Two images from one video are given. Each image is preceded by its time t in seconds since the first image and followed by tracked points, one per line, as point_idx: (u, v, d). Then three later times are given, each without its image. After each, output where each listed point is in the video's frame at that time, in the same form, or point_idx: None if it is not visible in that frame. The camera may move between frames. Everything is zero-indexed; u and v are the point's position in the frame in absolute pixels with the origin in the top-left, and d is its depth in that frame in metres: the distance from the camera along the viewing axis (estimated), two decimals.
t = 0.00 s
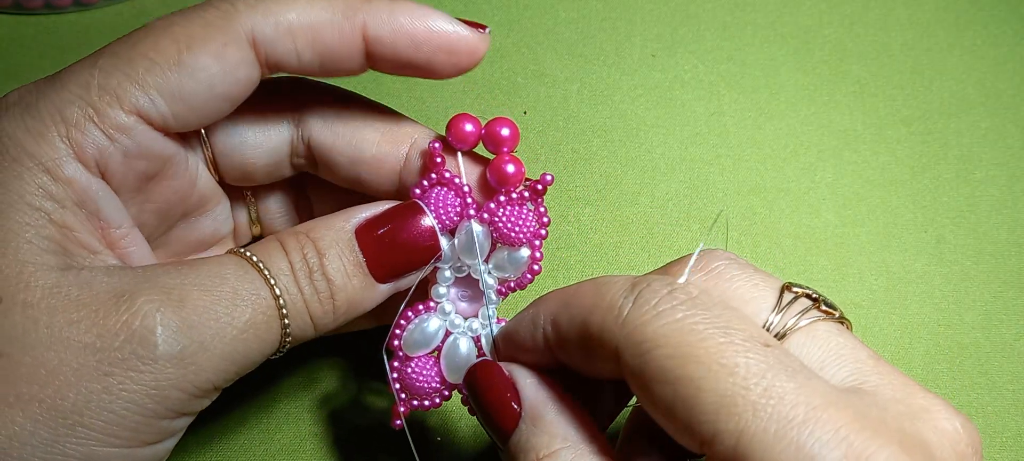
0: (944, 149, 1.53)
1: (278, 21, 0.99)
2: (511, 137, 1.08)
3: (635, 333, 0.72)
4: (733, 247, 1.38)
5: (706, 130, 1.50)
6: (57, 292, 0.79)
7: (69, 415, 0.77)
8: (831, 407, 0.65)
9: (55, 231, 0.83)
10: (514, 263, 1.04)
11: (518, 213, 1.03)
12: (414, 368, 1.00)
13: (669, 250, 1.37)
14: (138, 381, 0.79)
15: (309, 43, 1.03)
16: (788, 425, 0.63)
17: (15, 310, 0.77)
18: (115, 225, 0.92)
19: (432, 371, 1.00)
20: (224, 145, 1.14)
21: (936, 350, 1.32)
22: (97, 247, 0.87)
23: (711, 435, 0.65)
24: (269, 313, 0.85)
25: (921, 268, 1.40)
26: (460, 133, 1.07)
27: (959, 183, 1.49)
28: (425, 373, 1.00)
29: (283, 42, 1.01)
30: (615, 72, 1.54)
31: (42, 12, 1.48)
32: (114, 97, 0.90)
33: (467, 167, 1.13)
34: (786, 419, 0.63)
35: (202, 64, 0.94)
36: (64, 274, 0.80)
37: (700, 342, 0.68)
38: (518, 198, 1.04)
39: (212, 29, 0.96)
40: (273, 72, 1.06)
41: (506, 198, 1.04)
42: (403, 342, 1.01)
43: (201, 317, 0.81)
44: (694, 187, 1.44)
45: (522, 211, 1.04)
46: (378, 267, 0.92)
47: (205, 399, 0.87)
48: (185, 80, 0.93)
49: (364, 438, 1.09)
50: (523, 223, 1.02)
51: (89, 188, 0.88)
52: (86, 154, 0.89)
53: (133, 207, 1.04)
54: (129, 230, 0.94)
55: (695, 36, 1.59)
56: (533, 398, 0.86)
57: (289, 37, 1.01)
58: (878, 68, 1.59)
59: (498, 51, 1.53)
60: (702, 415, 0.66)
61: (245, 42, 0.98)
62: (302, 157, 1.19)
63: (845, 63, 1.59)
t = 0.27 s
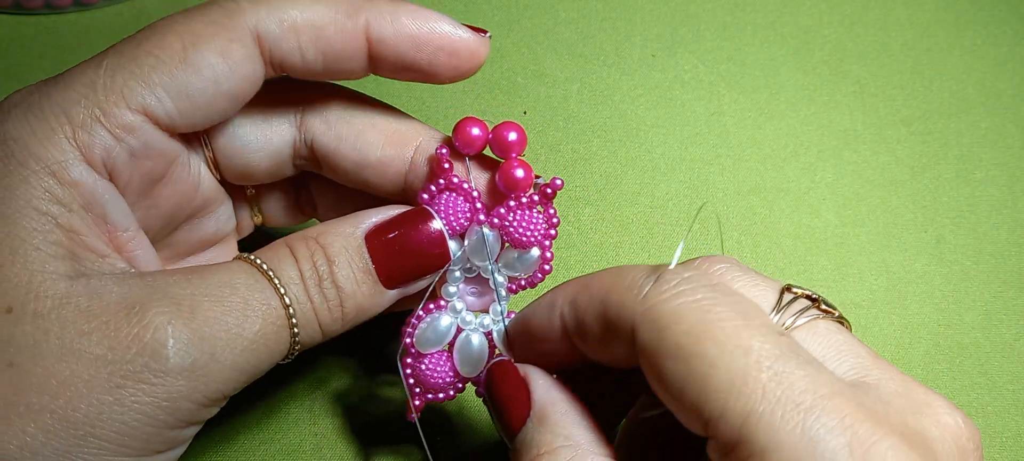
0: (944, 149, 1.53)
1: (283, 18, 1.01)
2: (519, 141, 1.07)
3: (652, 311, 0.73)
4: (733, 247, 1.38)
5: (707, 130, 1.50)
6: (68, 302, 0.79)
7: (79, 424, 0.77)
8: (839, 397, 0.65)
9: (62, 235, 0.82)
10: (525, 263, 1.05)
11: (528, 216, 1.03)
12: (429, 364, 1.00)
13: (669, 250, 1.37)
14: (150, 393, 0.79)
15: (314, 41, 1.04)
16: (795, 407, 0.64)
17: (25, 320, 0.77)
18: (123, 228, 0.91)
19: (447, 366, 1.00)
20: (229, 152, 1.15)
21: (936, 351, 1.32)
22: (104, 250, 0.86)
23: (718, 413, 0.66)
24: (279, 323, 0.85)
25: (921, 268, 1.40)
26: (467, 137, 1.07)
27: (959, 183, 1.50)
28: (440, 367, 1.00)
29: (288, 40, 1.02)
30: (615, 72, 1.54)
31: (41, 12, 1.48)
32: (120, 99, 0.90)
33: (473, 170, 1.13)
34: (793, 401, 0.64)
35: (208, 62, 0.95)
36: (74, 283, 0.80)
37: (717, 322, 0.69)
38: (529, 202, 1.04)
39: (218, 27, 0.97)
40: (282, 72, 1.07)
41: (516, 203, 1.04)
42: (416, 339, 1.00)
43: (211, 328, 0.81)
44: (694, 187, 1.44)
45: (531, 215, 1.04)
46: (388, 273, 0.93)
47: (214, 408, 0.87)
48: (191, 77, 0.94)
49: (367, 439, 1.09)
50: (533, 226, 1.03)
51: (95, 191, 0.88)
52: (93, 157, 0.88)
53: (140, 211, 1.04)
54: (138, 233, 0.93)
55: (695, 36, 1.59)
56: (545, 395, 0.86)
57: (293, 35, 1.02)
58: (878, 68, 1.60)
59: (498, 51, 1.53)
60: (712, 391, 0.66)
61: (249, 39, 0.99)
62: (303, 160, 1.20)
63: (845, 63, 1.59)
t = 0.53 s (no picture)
0: (944, 149, 1.53)
1: (311, 62, 1.02)
2: (526, 149, 1.08)
3: (677, 292, 0.76)
4: (733, 247, 1.39)
5: (707, 130, 1.50)
6: (80, 310, 0.79)
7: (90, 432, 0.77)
8: (860, 378, 0.68)
9: (72, 243, 0.82)
10: (534, 268, 1.05)
11: (536, 222, 1.04)
12: (440, 369, 1.00)
13: (669, 250, 1.37)
14: (162, 402, 0.79)
15: (343, 86, 1.04)
16: (814, 384, 0.66)
17: (39, 328, 0.77)
18: (133, 237, 0.92)
19: (458, 370, 1.00)
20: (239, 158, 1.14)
21: (936, 351, 1.32)
22: (116, 257, 0.86)
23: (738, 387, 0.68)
24: (290, 331, 0.85)
25: (921, 268, 1.41)
26: (474, 146, 1.08)
27: (959, 183, 1.50)
28: (451, 372, 1.00)
29: (316, 84, 1.02)
30: (615, 72, 1.54)
31: (41, 12, 1.48)
32: (139, 113, 0.92)
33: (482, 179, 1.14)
34: (813, 379, 0.67)
35: (234, 93, 0.97)
36: (87, 290, 0.80)
37: (741, 304, 0.72)
38: (537, 208, 1.06)
39: (247, 64, 0.99)
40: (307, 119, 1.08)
41: (525, 209, 1.05)
42: (427, 345, 1.00)
43: (224, 337, 0.81)
44: (694, 187, 1.44)
45: (540, 222, 1.05)
46: (399, 281, 0.92)
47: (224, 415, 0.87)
48: (215, 105, 0.95)
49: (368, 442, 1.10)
50: (541, 232, 1.03)
51: (108, 200, 0.88)
52: (106, 166, 0.89)
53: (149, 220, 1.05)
54: (148, 243, 0.94)
55: (695, 36, 1.59)
56: (557, 393, 0.87)
57: (321, 80, 1.03)
58: (878, 68, 1.60)
59: (498, 51, 1.53)
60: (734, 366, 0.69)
61: (277, 80, 1.00)
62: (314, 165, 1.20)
63: (845, 63, 1.59)
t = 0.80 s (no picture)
0: (944, 149, 1.53)
1: (312, 61, 1.03)
2: (528, 155, 1.07)
3: (670, 296, 0.77)
4: (733, 247, 1.39)
5: (706, 130, 1.50)
6: (85, 315, 0.79)
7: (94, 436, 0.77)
8: (854, 380, 0.68)
9: (75, 245, 0.82)
10: (536, 273, 1.05)
11: (539, 228, 1.04)
12: (440, 370, 1.00)
13: (669, 250, 1.37)
14: (166, 407, 0.79)
15: (341, 86, 1.04)
16: (807, 387, 0.66)
17: (44, 333, 0.77)
18: (136, 238, 0.91)
19: (458, 372, 1.00)
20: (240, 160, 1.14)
21: (936, 351, 1.32)
22: (120, 259, 0.86)
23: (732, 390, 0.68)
24: (293, 335, 0.85)
25: (921, 268, 1.41)
26: (475, 156, 1.08)
27: (959, 183, 1.50)
28: (451, 374, 1.00)
29: (314, 84, 1.03)
30: (615, 72, 1.54)
31: (41, 12, 1.48)
32: (141, 111, 0.92)
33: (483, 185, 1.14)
34: (807, 381, 0.67)
35: (234, 90, 0.97)
36: (91, 295, 0.80)
37: (734, 308, 0.73)
38: (541, 213, 1.05)
39: (248, 61, 0.99)
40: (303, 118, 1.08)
41: (528, 215, 1.05)
42: (427, 346, 1.00)
43: (228, 343, 0.81)
44: (694, 187, 1.44)
45: (543, 228, 1.04)
46: (401, 284, 0.92)
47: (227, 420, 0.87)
48: (216, 103, 0.96)
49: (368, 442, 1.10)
50: (545, 238, 1.03)
51: (111, 200, 0.88)
52: (109, 166, 0.89)
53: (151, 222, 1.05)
54: (151, 244, 0.93)
55: (695, 36, 1.59)
56: (551, 397, 0.87)
57: (320, 79, 1.03)
58: (878, 68, 1.60)
59: (498, 51, 1.53)
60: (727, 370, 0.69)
61: (277, 76, 1.00)
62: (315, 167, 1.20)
63: (845, 63, 1.59)
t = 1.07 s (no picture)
0: (944, 149, 1.53)
1: (315, 64, 1.03)
2: (532, 158, 1.07)
3: (666, 296, 0.77)
4: (733, 247, 1.39)
5: (706, 130, 1.50)
6: (88, 318, 0.79)
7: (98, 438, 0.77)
8: (848, 380, 0.68)
9: (79, 247, 0.82)
10: (539, 275, 1.05)
11: (542, 231, 1.04)
12: (441, 372, 1.00)
13: (669, 251, 1.37)
14: (170, 411, 0.79)
15: (342, 91, 1.05)
16: (802, 386, 0.66)
17: (49, 336, 0.77)
18: (139, 239, 0.91)
19: (459, 373, 1.01)
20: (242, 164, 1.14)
21: (936, 351, 1.32)
22: (124, 260, 0.86)
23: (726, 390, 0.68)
24: (297, 338, 0.85)
25: (921, 268, 1.41)
26: (479, 170, 1.06)
27: (959, 183, 1.50)
28: (451, 376, 1.00)
29: (316, 88, 1.03)
30: (615, 72, 1.54)
31: (41, 12, 1.48)
32: (144, 112, 0.92)
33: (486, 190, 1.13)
34: (801, 381, 0.67)
35: (236, 91, 0.98)
36: (95, 298, 0.80)
37: (729, 308, 0.73)
38: (544, 218, 1.05)
39: (251, 63, 1.00)
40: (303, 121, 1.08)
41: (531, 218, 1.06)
42: (429, 348, 1.01)
43: (233, 346, 0.81)
44: (694, 187, 1.44)
45: (546, 231, 1.05)
46: (403, 287, 0.93)
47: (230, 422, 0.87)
48: (218, 104, 0.96)
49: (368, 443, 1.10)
50: (547, 240, 1.04)
51: (115, 201, 0.88)
52: (112, 167, 0.89)
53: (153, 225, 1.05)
54: (154, 246, 0.93)
55: (695, 36, 1.59)
56: (551, 397, 0.87)
57: (321, 83, 1.03)
58: (878, 68, 1.60)
59: (498, 51, 1.53)
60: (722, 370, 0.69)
61: (279, 78, 1.01)
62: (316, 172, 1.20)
63: (845, 63, 1.59)
